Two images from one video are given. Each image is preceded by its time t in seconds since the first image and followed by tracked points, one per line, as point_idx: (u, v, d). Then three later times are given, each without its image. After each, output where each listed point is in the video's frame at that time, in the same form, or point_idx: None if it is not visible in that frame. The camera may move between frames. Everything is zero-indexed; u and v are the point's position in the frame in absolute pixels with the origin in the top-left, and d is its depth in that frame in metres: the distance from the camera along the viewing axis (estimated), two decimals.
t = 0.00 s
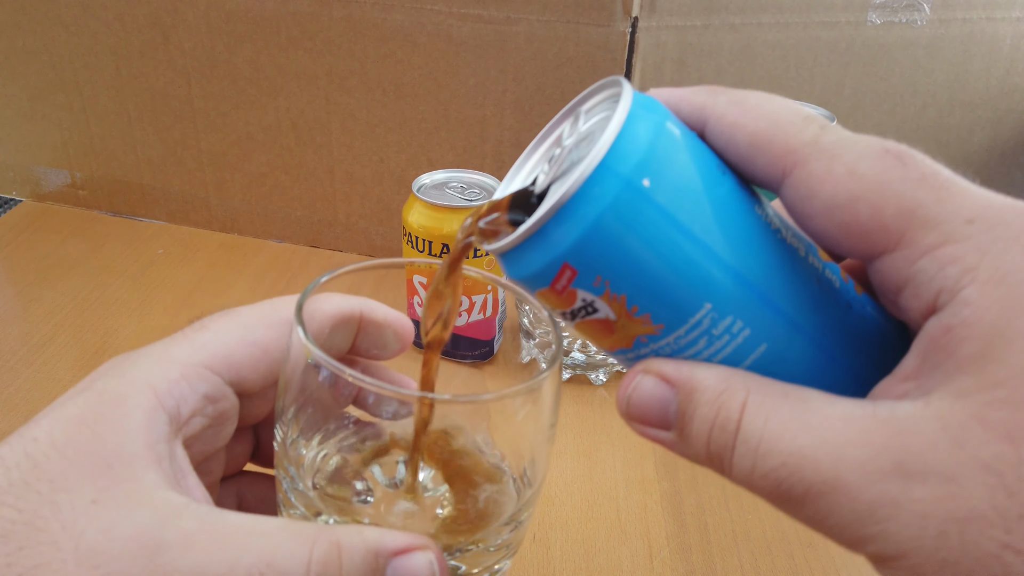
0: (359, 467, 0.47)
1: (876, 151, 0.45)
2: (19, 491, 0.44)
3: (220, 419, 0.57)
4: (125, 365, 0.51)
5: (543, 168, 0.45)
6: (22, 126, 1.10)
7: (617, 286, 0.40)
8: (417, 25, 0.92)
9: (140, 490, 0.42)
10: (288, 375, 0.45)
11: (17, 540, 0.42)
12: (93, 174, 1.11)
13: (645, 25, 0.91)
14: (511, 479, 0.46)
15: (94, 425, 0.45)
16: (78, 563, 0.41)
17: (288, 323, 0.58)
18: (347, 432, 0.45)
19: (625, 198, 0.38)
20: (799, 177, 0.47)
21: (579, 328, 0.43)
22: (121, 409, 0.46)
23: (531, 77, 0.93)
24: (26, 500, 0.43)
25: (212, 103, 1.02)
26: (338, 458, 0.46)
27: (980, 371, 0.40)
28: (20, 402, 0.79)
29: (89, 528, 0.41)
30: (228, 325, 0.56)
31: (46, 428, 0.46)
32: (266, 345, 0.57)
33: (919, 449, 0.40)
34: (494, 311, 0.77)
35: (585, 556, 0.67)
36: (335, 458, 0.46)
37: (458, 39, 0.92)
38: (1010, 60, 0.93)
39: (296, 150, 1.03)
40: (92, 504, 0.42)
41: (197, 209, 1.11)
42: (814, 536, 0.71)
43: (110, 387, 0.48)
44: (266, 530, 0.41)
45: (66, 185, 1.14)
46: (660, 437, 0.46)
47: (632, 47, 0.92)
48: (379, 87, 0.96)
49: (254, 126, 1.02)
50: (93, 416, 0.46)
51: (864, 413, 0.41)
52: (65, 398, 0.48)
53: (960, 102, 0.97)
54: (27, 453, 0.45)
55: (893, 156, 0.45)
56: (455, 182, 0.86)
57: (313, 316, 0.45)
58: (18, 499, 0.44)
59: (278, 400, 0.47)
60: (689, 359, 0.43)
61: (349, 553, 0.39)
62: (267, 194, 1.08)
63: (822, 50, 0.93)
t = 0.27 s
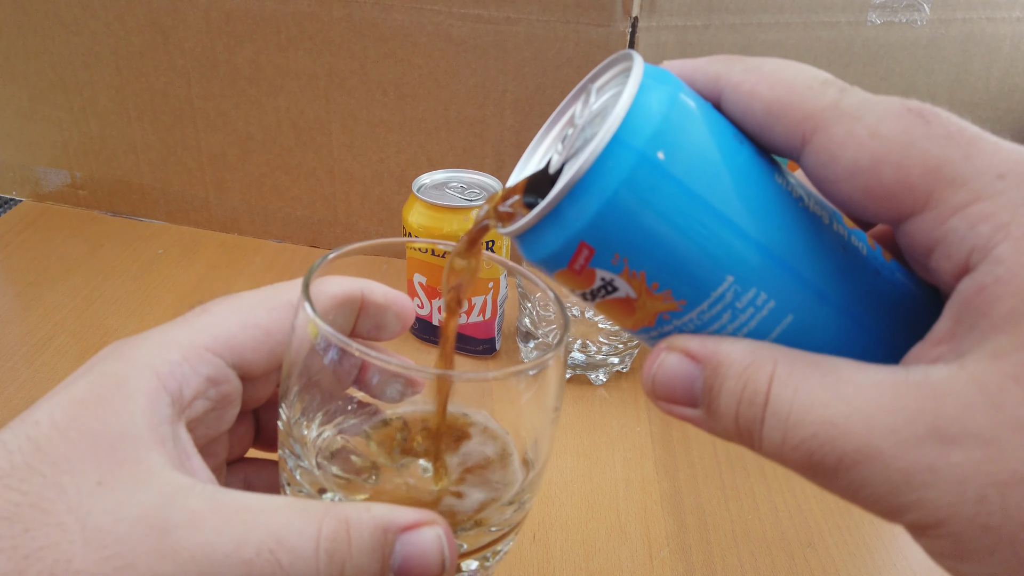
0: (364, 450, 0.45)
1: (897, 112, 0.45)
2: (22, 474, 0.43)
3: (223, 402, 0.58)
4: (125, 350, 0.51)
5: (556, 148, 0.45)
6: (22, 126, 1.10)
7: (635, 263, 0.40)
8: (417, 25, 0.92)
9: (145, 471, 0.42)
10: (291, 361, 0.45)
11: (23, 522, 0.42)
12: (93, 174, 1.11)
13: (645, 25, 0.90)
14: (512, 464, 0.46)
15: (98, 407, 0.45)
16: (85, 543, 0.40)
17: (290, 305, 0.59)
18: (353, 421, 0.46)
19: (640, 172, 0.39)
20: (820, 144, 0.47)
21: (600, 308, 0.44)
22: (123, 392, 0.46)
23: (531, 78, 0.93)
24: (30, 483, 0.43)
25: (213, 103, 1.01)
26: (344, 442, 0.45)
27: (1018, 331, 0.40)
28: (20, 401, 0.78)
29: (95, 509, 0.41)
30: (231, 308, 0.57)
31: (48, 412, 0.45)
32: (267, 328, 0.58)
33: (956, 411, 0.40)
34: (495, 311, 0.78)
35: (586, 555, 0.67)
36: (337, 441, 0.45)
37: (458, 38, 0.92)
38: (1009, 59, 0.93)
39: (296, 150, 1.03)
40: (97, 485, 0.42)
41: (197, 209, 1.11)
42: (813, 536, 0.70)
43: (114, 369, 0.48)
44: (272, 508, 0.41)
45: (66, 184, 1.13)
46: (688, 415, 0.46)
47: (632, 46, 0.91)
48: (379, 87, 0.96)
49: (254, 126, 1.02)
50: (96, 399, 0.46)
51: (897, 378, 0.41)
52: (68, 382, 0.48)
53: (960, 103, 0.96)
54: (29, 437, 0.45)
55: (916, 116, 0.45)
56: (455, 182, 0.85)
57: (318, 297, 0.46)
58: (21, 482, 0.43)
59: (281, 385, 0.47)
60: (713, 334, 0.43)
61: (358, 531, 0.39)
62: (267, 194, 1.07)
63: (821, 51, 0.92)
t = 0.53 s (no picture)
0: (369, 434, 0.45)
1: (893, 81, 0.45)
2: (25, 455, 0.43)
3: (228, 385, 0.59)
4: (128, 332, 0.51)
5: (551, 132, 0.45)
6: (22, 126, 1.09)
7: (632, 244, 0.41)
8: (417, 25, 0.91)
9: (150, 452, 0.42)
10: (295, 345, 0.45)
11: (26, 502, 0.42)
12: (93, 174, 1.11)
13: (645, 25, 0.90)
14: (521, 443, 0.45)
15: (101, 388, 0.45)
16: (88, 523, 0.40)
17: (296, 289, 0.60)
18: (357, 399, 0.45)
19: (633, 151, 0.39)
20: (817, 117, 0.48)
21: (601, 292, 0.44)
22: (126, 373, 0.46)
23: (530, 78, 0.93)
24: (33, 464, 0.43)
25: (213, 103, 1.01)
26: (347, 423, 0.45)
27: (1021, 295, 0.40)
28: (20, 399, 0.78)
29: (98, 488, 0.41)
30: (235, 292, 0.58)
31: (50, 394, 0.45)
32: (272, 310, 0.59)
33: (961, 378, 0.40)
34: (496, 312, 0.78)
35: (585, 555, 0.66)
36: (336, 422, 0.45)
37: (459, 39, 0.91)
38: (1010, 60, 0.92)
39: (296, 150, 1.03)
40: (101, 466, 0.42)
41: (197, 209, 1.11)
42: (813, 536, 0.70)
43: (117, 351, 0.48)
44: (279, 487, 0.40)
45: (66, 185, 1.13)
46: (692, 395, 0.46)
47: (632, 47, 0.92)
48: (379, 87, 0.96)
49: (254, 126, 1.02)
50: (100, 379, 0.46)
51: (900, 347, 0.41)
52: (68, 365, 0.48)
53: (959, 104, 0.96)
54: (32, 417, 0.45)
55: (913, 85, 0.45)
56: (455, 182, 0.85)
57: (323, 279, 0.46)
58: (24, 463, 0.43)
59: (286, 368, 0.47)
60: (715, 314, 0.43)
61: (365, 509, 0.39)
62: (267, 194, 1.07)
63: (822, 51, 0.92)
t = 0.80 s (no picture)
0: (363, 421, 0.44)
1: (900, 57, 0.45)
2: (9, 443, 0.43)
3: (218, 373, 0.59)
4: (117, 320, 0.51)
5: (556, 119, 0.45)
6: (22, 125, 1.09)
7: (641, 229, 0.41)
8: (417, 25, 0.91)
9: (135, 440, 0.42)
10: (286, 333, 0.45)
11: (10, 490, 0.41)
12: (93, 173, 1.10)
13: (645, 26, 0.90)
14: (518, 429, 0.46)
15: (87, 375, 0.44)
16: (73, 511, 0.40)
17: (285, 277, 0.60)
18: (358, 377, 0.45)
19: (639, 135, 0.39)
20: (824, 96, 0.47)
21: (611, 278, 0.44)
22: (113, 360, 0.46)
23: (531, 78, 0.92)
24: (17, 452, 0.42)
25: (213, 103, 1.01)
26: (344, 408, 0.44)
27: None
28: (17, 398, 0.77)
29: (84, 477, 0.40)
30: (224, 281, 0.58)
31: (37, 383, 0.45)
32: (262, 299, 0.60)
33: (975, 350, 0.39)
34: (496, 310, 0.78)
35: (586, 555, 0.66)
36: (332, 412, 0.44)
37: (458, 38, 0.91)
38: (1010, 59, 0.92)
39: (296, 150, 1.02)
40: (86, 454, 0.41)
41: (197, 209, 1.10)
42: (813, 536, 0.70)
43: (104, 339, 0.48)
44: (266, 475, 0.40)
45: (66, 184, 1.12)
46: (706, 378, 0.46)
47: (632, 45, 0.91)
48: (379, 87, 0.95)
49: (254, 126, 1.01)
50: (87, 366, 0.45)
51: (914, 322, 0.40)
52: (58, 354, 0.48)
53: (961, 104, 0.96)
54: (17, 406, 0.44)
55: (920, 59, 0.45)
56: (455, 182, 0.84)
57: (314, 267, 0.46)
58: (8, 451, 0.43)
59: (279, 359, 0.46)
60: (726, 296, 0.43)
61: (354, 496, 0.38)
62: (267, 194, 1.07)
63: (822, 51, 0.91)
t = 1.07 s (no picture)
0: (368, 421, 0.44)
1: (896, 34, 0.45)
2: (8, 443, 0.43)
3: (219, 372, 0.59)
4: (117, 319, 0.51)
5: (552, 107, 0.45)
6: (22, 126, 1.08)
7: (638, 214, 0.41)
8: (417, 25, 0.91)
9: (135, 439, 0.41)
10: (289, 333, 0.45)
11: (8, 489, 0.41)
12: (93, 173, 1.10)
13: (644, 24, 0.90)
14: (523, 429, 0.46)
15: (87, 375, 0.44)
16: (71, 511, 0.40)
17: (286, 277, 0.61)
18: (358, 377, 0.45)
19: (635, 120, 0.39)
20: (821, 76, 0.47)
21: (611, 263, 0.44)
22: (114, 359, 0.46)
23: (531, 78, 0.92)
24: (16, 452, 0.42)
25: (213, 103, 1.00)
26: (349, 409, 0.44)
27: None
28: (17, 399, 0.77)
29: (83, 477, 0.40)
30: (226, 280, 0.58)
31: (37, 382, 0.45)
32: (263, 299, 0.60)
33: (975, 326, 0.39)
34: (496, 310, 0.77)
35: (585, 555, 0.65)
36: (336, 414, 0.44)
37: (458, 38, 0.91)
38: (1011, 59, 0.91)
39: (296, 150, 1.02)
40: (86, 454, 0.41)
41: (197, 209, 1.10)
42: (813, 536, 0.69)
43: (103, 339, 0.48)
44: (267, 475, 0.40)
45: (66, 185, 1.12)
46: (709, 361, 0.46)
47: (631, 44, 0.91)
48: (379, 87, 0.95)
49: (254, 126, 1.01)
50: (87, 365, 0.45)
51: (912, 299, 0.40)
52: (57, 353, 0.48)
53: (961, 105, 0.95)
54: (16, 406, 0.44)
55: (918, 36, 0.44)
56: (456, 181, 0.84)
57: (315, 268, 0.46)
58: (7, 451, 0.42)
59: (280, 358, 0.47)
60: (726, 279, 0.43)
61: (355, 498, 0.38)
62: (267, 194, 1.06)
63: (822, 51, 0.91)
